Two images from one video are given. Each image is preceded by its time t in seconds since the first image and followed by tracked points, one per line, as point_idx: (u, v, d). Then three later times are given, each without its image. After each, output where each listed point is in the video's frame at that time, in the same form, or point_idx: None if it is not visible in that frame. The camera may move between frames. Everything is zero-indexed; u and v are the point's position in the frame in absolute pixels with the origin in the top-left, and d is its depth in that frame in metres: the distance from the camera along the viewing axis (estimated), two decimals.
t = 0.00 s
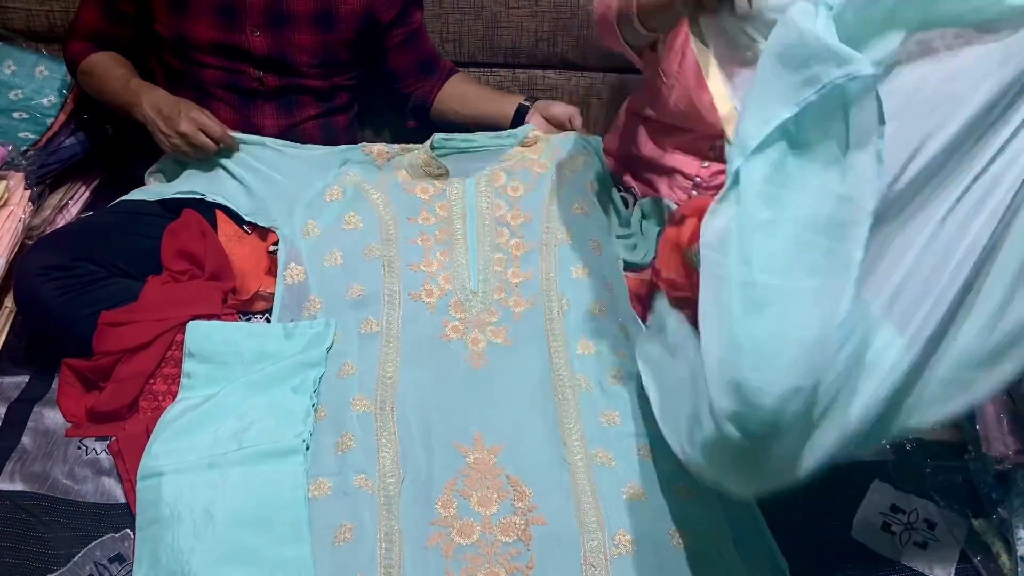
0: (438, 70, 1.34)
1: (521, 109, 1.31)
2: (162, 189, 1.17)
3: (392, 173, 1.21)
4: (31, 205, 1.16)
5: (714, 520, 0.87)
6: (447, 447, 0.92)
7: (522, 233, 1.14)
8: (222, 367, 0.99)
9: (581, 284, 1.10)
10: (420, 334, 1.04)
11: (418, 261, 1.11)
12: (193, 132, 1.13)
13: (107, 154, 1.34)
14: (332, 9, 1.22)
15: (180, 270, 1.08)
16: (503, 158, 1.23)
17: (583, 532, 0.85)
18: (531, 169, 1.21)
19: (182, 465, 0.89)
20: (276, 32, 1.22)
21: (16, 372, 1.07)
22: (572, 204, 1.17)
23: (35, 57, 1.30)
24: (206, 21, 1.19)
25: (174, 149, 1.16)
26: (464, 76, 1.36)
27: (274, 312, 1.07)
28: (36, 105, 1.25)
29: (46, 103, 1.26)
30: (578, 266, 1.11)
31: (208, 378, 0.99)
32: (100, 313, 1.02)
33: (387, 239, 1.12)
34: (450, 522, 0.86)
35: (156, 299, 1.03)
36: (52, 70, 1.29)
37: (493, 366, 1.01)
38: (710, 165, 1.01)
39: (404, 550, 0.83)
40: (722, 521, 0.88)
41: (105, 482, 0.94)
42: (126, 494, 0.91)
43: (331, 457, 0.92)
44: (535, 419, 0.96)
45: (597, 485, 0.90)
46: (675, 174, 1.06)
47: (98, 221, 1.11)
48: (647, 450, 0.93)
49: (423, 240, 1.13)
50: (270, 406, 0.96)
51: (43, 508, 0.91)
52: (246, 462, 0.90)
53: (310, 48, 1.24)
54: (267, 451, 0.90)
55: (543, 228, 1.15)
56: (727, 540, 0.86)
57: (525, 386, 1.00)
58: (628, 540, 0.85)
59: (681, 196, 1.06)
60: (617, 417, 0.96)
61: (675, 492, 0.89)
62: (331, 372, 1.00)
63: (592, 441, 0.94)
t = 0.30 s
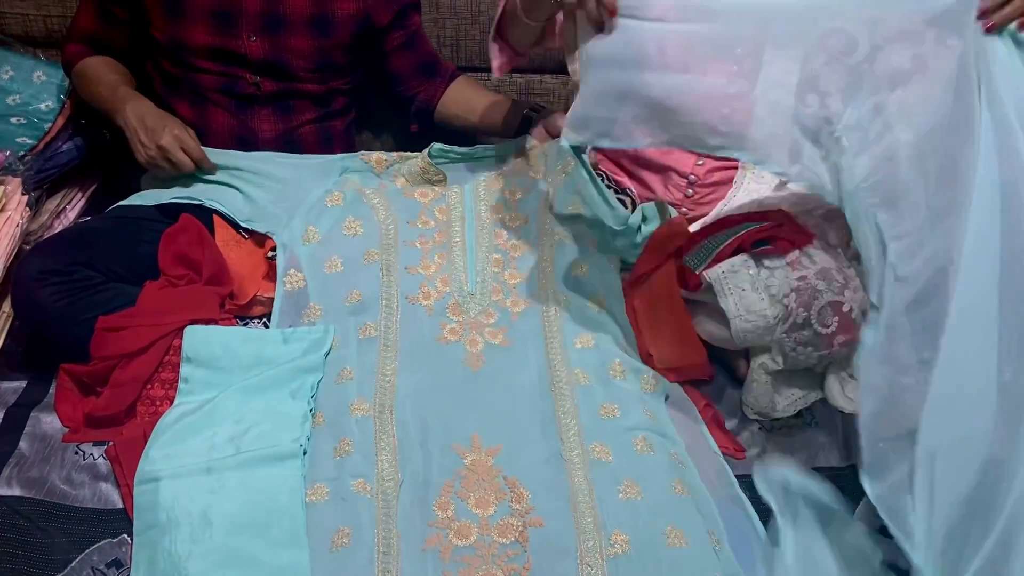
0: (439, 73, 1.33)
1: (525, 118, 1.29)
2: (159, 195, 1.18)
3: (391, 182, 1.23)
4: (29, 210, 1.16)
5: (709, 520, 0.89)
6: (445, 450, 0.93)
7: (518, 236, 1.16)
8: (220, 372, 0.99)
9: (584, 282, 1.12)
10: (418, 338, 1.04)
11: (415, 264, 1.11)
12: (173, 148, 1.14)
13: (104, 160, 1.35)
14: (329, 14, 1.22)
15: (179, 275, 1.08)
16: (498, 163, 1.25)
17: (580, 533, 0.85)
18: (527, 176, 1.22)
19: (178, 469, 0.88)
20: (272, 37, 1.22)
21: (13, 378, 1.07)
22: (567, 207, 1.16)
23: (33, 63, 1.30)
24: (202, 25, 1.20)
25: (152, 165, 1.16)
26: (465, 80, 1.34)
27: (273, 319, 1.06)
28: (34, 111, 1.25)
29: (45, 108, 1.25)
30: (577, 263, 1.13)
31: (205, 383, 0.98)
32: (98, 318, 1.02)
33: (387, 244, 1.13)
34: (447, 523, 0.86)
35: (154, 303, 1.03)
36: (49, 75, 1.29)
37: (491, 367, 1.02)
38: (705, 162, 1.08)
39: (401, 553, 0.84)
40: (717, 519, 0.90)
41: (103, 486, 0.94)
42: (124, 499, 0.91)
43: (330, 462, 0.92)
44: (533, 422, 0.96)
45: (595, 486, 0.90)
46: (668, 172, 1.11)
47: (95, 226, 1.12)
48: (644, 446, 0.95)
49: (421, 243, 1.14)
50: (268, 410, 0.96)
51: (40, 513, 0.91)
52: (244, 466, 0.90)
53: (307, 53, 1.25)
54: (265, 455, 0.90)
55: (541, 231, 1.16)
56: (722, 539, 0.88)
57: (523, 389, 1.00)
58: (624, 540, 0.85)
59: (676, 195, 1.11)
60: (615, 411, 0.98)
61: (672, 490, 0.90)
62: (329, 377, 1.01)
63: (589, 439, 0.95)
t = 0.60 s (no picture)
0: (439, 77, 1.34)
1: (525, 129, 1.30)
2: (157, 197, 1.17)
3: (389, 186, 1.22)
4: (29, 214, 1.17)
5: (709, 522, 0.89)
6: (444, 453, 0.93)
7: (517, 243, 1.14)
8: (219, 376, 0.99)
9: (580, 296, 1.10)
10: (417, 340, 1.04)
11: (415, 267, 1.11)
12: (171, 152, 1.14)
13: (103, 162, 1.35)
14: (328, 18, 1.22)
15: (178, 278, 1.08)
16: (494, 171, 1.24)
17: (579, 536, 0.85)
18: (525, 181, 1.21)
19: (176, 473, 0.88)
20: (271, 41, 1.22)
21: (12, 381, 1.07)
22: (566, 220, 1.17)
23: (32, 66, 1.30)
24: (202, 29, 1.20)
25: (149, 166, 1.16)
26: (465, 84, 1.35)
27: (273, 321, 1.07)
28: (34, 114, 1.26)
29: (45, 111, 1.26)
30: (576, 277, 1.11)
31: (204, 387, 0.98)
32: (97, 321, 1.02)
33: (385, 247, 1.12)
34: (447, 526, 0.86)
35: (153, 306, 1.03)
36: (48, 79, 1.29)
37: (490, 369, 1.02)
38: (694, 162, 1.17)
39: (401, 556, 0.83)
40: (717, 524, 0.89)
41: (102, 490, 0.94)
42: (123, 503, 0.91)
43: (329, 465, 0.92)
44: (532, 426, 0.96)
45: (594, 489, 0.90)
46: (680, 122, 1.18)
47: (95, 229, 1.12)
48: (643, 452, 0.94)
49: (420, 247, 1.13)
50: (267, 413, 0.95)
51: (38, 517, 0.91)
52: (243, 470, 0.90)
53: (306, 56, 1.25)
54: (264, 458, 0.90)
55: (541, 238, 1.15)
56: (722, 542, 0.88)
57: (523, 393, 1.00)
58: (624, 543, 0.85)
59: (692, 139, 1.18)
60: (616, 423, 0.97)
61: (673, 494, 0.90)
62: (329, 380, 1.01)
63: (587, 446, 0.94)
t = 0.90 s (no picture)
0: (438, 82, 1.35)
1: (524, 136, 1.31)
2: (156, 200, 1.18)
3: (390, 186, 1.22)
4: (28, 218, 1.17)
5: (708, 526, 0.89)
6: (443, 456, 0.93)
7: (516, 249, 1.15)
8: (217, 380, 0.99)
9: (579, 308, 1.10)
10: (415, 344, 1.04)
11: (414, 271, 1.11)
12: (160, 147, 1.14)
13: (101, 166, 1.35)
14: (326, 21, 1.23)
15: (178, 282, 1.09)
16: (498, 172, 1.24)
17: (579, 540, 0.85)
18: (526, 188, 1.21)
19: (175, 477, 0.88)
20: (269, 44, 1.23)
21: (11, 385, 1.07)
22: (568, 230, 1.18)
23: (31, 70, 1.31)
24: (201, 34, 1.20)
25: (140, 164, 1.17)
26: (462, 92, 1.37)
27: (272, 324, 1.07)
28: (32, 118, 1.25)
29: (43, 115, 1.26)
30: (576, 290, 1.12)
31: (203, 391, 0.98)
32: (97, 325, 1.02)
33: (385, 250, 1.12)
34: (446, 530, 0.86)
35: (153, 310, 1.04)
36: (47, 82, 1.29)
37: (488, 373, 1.02)
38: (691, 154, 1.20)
39: (401, 561, 0.83)
40: (717, 527, 0.89)
41: (101, 494, 0.94)
42: (122, 507, 0.91)
43: (329, 469, 0.92)
44: (532, 430, 0.96)
45: (593, 492, 0.90)
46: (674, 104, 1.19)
47: (95, 234, 1.12)
48: (643, 458, 0.95)
49: (419, 250, 1.13)
50: (266, 417, 0.95)
51: (37, 521, 0.91)
52: (243, 474, 0.89)
53: (305, 60, 1.25)
54: (262, 462, 0.90)
55: (540, 245, 1.15)
56: (722, 546, 0.88)
57: (522, 396, 1.00)
58: (623, 547, 0.85)
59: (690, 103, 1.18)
60: (616, 433, 0.97)
61: (672, 498, 0.90)
62: (328, 384, 1.01)
63: (586, 452, 0.95)
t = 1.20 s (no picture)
0: (438, 82, 1.35)
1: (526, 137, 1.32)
2: (152, 192, 1.17)
3: (385, 183, 1.22)
4: (27, 219, 1.18)
5: (709, 527, 0.89)
6: (443, 457, 0.93)
7: (514, 251, 1.15)
8: (216, 381, 0.99)
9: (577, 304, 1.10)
10: (415, 345, 1.04)
11: (413, 272, 1.11)
12: (151, 134, 1.13)
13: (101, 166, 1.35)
14: (325, 22, 1.23)
15: (177, 283, 1.09)
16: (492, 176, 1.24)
17: (578, 541, 0.85)
18: (523, 190, 1.21)
19: (175, 478, 0.88)
20: (269, 45, 1.23)
21: (11, 387, 1.07)
22: (566, 230, 1.18)
23: (30, 72, 1.31)
24: (201, 35, 1.20)
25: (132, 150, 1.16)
26: (463, 91, 1.36)
27: (270, 325, 1.07)
28: (31, 120, 1.25)
29: (43, 117, 1.26)
30: (575, 285, 1.12)
31: (203, 392, 0.98)
32: (96, 327, 1.02)
33: (382, 252, 1.13)
34: (446, 531, 0.86)
35: (152, 311, 1.04)
36: (47, 84, 1.29)
37: (487, 374, 1.02)
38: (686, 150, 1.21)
39: (400, 562, 0.83)
40: (716, 528, 0.89)
41: (100, 496, 0.94)
42: (122, 508, 0.91)
43: (328, 470, 0.92)
44: (531, 431, 0.96)
45: (592, 493, 0.90)
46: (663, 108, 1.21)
47: (94, 235, 1.12)
48: (643, 457, 0.94)
49: (418, 251, 1.13)
50: (265, 418, 0.95)
51: (37, 523, 0.90)
52: (242, 475, 0.89)
53: (305, 61, 1.25)
54: (261, 464, 0.90)
55: (538, 246, 1.15)
56: (722, 548, 0.87)
57: (522, 397, 1.00)
58: (623, 548, 0.85)
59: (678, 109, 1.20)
60: (616, 430, 0.97)
61: (672, 498, 0.90)
62: (327, 385, 1.01)
63: (586, 452, 0.94)
